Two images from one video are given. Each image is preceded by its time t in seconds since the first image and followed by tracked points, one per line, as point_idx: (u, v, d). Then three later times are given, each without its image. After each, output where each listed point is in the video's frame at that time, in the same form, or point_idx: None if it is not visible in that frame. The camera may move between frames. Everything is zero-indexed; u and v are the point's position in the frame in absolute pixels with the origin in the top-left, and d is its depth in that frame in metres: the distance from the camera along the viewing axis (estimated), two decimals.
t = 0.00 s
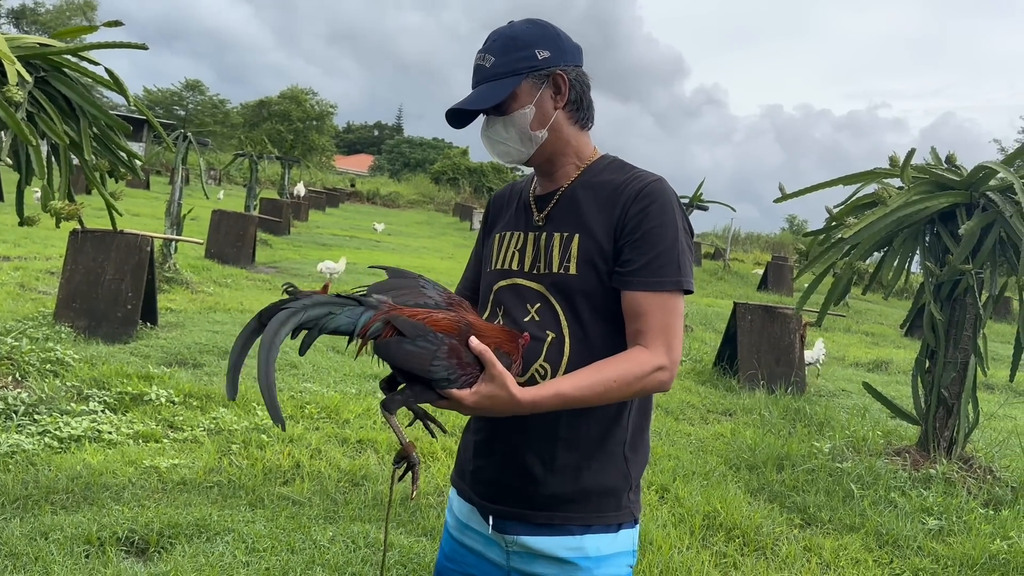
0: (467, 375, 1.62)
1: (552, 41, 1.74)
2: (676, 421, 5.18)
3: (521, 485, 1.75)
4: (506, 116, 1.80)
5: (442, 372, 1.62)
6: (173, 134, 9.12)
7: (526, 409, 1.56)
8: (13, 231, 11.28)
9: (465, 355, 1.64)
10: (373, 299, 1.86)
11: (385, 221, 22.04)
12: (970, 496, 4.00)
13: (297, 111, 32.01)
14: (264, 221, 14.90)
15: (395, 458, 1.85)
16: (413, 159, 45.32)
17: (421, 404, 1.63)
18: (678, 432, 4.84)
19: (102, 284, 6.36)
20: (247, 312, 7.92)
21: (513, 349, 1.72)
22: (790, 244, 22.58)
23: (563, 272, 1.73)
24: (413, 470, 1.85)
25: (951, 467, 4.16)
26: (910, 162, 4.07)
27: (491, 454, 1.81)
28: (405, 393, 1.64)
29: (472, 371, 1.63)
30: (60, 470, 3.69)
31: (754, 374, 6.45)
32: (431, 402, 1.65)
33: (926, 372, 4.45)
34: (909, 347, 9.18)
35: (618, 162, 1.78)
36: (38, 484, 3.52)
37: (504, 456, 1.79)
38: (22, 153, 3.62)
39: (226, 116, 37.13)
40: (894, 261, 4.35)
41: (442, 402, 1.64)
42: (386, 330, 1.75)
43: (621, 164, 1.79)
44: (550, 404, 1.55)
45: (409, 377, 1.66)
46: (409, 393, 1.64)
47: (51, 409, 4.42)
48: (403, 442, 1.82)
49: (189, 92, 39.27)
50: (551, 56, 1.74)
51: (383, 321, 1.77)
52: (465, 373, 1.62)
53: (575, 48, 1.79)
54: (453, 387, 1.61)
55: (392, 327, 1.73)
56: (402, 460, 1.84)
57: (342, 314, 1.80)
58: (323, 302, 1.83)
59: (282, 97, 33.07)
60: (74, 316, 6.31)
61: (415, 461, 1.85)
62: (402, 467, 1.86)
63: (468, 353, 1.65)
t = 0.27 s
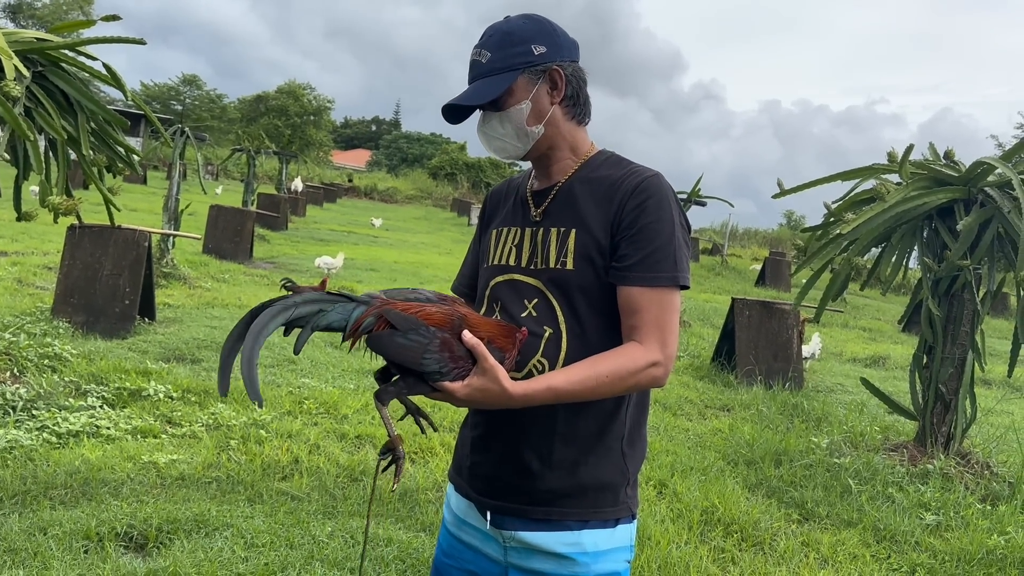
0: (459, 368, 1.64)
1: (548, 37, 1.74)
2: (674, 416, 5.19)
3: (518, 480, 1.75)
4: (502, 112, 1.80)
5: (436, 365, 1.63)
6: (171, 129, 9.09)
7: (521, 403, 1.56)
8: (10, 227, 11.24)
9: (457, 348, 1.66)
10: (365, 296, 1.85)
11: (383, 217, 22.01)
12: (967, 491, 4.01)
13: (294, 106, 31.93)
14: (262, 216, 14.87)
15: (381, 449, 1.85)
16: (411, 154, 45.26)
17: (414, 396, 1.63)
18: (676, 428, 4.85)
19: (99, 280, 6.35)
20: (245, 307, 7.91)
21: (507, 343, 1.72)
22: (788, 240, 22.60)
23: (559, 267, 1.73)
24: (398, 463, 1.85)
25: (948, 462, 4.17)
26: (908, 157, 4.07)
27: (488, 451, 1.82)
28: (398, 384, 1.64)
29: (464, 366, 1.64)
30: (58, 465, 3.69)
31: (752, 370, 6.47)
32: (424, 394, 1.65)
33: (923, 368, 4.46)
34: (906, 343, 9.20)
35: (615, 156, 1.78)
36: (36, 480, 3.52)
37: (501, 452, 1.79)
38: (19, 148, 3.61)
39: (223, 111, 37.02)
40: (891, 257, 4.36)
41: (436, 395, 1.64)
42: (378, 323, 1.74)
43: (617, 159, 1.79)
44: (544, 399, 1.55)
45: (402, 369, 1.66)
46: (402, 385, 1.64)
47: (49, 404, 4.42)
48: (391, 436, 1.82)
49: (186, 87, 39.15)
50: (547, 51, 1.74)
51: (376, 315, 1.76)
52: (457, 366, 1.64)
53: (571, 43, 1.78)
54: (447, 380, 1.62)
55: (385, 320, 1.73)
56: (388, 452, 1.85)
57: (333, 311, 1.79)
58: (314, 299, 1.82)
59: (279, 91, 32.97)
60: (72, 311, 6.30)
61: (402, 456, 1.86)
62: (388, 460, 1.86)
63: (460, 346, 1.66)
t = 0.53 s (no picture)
0: (452, 366, 1.64)
1: (544, 35, 1.73)
2: (672, 412, 5.20)
3: (514, 476, 1.76)
4: (498, 111, 1.79)
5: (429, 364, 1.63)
6: (169, 125, 9.07)
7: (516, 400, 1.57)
8: (8, 223, 11.23)
9: (449, 346, 1.66)
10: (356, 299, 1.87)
11: (381, 213, 21.98)
12: (964, 487, 4.02)
13: (292, 102, 31.87)
14: (260, 212, 14.85)
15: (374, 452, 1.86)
16: (410, 150, 45.22)
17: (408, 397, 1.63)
18: (674, 424, 4.86)
19: (98, 276, 6.34)
20: (243, 304, 7.90)
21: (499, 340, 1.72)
22: (786, 236, 22.61)
23: (555, 264, 1.73)
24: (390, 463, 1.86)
25: (946, 458, 4.18)
26: (906, 154, 4.08)
27: (485, 447, 1.82)
28: (392, 386, 1.64)
29: (457, 362, 1.65)
30: (57, 462, 3.69)
31: (750, 367, 6.48)
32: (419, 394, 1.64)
33: (921, 364, 4.47)
34: (905, 339, 9.21)
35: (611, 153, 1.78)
36: (35, 476, 3.52)
37: (497, 449, 1.79)
38: (18, 145, 3.60)
39: (222, 107, 36.93)
40: (889, 254, 4.36)
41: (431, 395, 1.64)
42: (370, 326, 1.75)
43: (614, 156, 1.79)
44: (538, 395, 1.56)
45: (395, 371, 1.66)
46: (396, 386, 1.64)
47: (48, 401, 4.42)
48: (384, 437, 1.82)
49: (184, 83, 39.07)
50: (542, 50, 1.74)
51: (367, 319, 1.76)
52: (450, 364, 1.64)
53: (567, 41, 1.79)
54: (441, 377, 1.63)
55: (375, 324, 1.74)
56: (380, 454, 1.85)
57: (324, 313, 1.80)
58: (305, 302, 1.81)
59: (278, 87, 32.90)
60: (70, 308, 6.29)
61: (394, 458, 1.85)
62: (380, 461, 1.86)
63: (451, 345, 1.67)
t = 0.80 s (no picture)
0: (445, 366, 1.65)
1: (542, 32, 1.73)
2: (671, 410, 5.20)
3: (510, 474, 1.76)
4: (496, 108, 1.79)
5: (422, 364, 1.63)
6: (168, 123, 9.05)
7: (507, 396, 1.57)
8: (7, 221, 11.22)
9: (442, 345, 1.67)
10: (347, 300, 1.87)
11: (381, 211, 21.97)
12: (963, 484, 4.03)
13: (292, 99, 31.83)
14: (260, 210, 14.84)
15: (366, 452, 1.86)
16: (409, 148, 45.19)
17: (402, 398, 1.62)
18: (673, 422, 4.86)
19: (97, 274, 6.34)
20: (242, 302, 7.90)
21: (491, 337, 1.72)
22: (786, 234, 22.62)
23: (549, 262, 1.73)
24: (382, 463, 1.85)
25: (944, 456, 4.19)
26: (905, 152, 4.08)
27: (481, 444, 1.82)
28: (386, 387, 1.63)
29: (450, 361, 1.65)
30: (56, 459, 3.69)
31: (749, 364, 6.48)
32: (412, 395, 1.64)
33: (919, 362, 4.47)
34: (904, 337, 9.22)
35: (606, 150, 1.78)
36: (34, 474, 3.52)
37: (494, 446, 1.79)
38: (16, 142, 3.59)
39: (221, 104, 36.87)
40: (888, 251, 4.35)
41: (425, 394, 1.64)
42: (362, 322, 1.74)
43: (609, 154, 1.79)
44: (531, 391, 1.56)
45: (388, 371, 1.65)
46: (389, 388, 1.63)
47: (47, 398, 4.42)
48: (377, 435, 1.81)
49: (183, 81, 39.02)
50: (540, 47, 1.73)
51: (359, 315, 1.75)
52: (443, 364, 1.64)
53: (565, 39, 1.78)
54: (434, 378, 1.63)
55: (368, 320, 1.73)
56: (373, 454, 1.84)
57: (317, 317, 1.80)
58: (296, 308, 1.82)
59: (277, 85, 32.85)
60: (69, 306, 6.28)
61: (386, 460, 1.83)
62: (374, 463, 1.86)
63: (444, 343, 1.68)
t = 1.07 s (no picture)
0: (434, 357, 1.68)
1: (564, 30, 1.76)
2: (671, 409, 5.20)
3: (507, 472, 1.76)
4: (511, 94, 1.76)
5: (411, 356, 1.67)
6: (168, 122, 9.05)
7: (499, 388, 1.57)
8: (7, 220, 11.22)
9: (430, 336, 1.73)
10: (333, 295, 1.91)
11: (381, 210, 21.97)
12: (963, 483, 4.03)
13: (292, 98, 31.82)
14: (259, 209, 14.84)
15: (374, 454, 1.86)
16: (409, 147, 45.18)
17: (395, 391, 1.63)
18: (673, 420, 4.86)
19: (97, 273, 6.34)
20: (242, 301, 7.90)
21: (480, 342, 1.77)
22: (786, 233, 22.61)
23: (547, 261, 1.73)
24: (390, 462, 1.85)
25: (944, 455, 4.19)
26: (905, 150, 4.08)
27: (480, 443, 1.82)
28: (378, 384, 1.64)
29: (438, 351, 1.70)
30: (56, 458, 3.69)
31: (749, 363, 6.48)
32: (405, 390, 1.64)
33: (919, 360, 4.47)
34: (904, 335, 9.22)
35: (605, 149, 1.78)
36: (35, 473, 3.52)
37: (491, 445, 1.79)
38: (16, 141, 3.59)
39: (221, 103, 36.86)
40: (887, 250, 4.35)
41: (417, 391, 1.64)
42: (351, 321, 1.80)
43: (608, 152, 1.79)
44: (522, 383, 1.56)
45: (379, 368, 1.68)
46: (382, 382, 1.64)
47: (47, 398, 4.42)
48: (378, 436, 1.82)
49: (183, 80, 39.01)
50: (562, 41, 1.75)
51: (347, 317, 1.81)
52: (432, 354, 1.69)
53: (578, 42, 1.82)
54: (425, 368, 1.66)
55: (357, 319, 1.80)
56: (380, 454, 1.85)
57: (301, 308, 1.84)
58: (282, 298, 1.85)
59: (277, 84, 32.83)
60: (69, 305, 6.29)
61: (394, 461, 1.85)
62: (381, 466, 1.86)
63: (432, 335, 1.74)
